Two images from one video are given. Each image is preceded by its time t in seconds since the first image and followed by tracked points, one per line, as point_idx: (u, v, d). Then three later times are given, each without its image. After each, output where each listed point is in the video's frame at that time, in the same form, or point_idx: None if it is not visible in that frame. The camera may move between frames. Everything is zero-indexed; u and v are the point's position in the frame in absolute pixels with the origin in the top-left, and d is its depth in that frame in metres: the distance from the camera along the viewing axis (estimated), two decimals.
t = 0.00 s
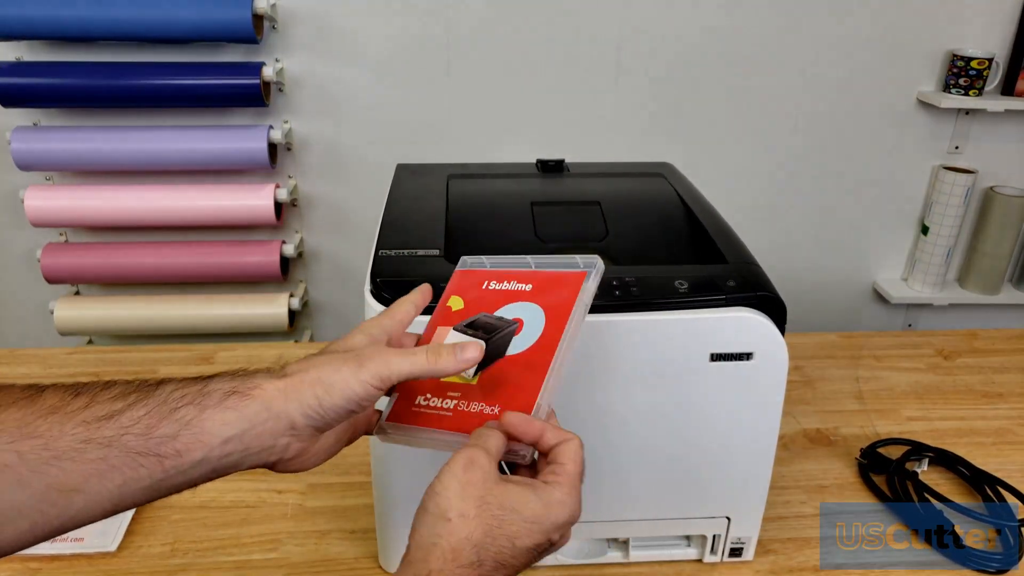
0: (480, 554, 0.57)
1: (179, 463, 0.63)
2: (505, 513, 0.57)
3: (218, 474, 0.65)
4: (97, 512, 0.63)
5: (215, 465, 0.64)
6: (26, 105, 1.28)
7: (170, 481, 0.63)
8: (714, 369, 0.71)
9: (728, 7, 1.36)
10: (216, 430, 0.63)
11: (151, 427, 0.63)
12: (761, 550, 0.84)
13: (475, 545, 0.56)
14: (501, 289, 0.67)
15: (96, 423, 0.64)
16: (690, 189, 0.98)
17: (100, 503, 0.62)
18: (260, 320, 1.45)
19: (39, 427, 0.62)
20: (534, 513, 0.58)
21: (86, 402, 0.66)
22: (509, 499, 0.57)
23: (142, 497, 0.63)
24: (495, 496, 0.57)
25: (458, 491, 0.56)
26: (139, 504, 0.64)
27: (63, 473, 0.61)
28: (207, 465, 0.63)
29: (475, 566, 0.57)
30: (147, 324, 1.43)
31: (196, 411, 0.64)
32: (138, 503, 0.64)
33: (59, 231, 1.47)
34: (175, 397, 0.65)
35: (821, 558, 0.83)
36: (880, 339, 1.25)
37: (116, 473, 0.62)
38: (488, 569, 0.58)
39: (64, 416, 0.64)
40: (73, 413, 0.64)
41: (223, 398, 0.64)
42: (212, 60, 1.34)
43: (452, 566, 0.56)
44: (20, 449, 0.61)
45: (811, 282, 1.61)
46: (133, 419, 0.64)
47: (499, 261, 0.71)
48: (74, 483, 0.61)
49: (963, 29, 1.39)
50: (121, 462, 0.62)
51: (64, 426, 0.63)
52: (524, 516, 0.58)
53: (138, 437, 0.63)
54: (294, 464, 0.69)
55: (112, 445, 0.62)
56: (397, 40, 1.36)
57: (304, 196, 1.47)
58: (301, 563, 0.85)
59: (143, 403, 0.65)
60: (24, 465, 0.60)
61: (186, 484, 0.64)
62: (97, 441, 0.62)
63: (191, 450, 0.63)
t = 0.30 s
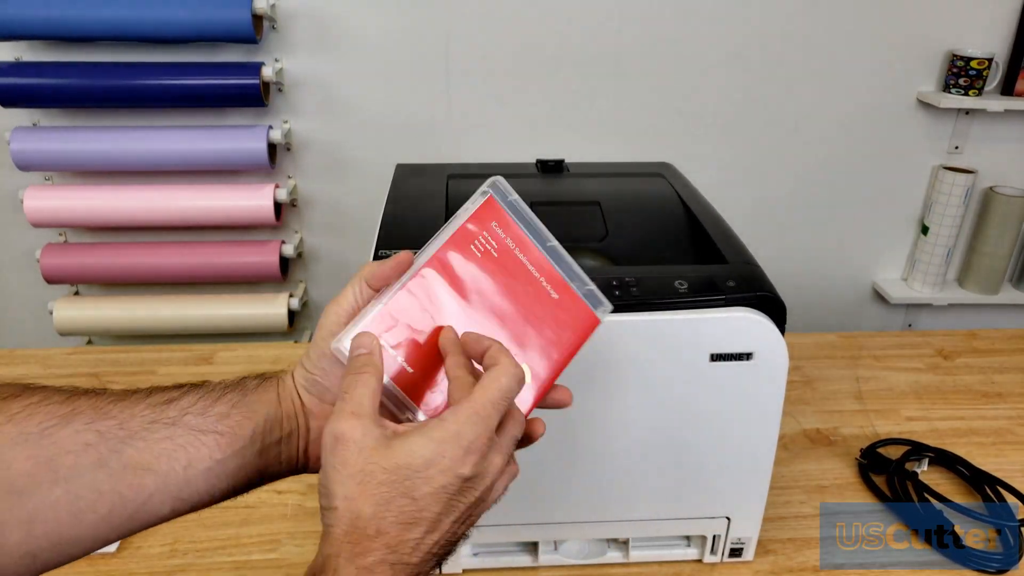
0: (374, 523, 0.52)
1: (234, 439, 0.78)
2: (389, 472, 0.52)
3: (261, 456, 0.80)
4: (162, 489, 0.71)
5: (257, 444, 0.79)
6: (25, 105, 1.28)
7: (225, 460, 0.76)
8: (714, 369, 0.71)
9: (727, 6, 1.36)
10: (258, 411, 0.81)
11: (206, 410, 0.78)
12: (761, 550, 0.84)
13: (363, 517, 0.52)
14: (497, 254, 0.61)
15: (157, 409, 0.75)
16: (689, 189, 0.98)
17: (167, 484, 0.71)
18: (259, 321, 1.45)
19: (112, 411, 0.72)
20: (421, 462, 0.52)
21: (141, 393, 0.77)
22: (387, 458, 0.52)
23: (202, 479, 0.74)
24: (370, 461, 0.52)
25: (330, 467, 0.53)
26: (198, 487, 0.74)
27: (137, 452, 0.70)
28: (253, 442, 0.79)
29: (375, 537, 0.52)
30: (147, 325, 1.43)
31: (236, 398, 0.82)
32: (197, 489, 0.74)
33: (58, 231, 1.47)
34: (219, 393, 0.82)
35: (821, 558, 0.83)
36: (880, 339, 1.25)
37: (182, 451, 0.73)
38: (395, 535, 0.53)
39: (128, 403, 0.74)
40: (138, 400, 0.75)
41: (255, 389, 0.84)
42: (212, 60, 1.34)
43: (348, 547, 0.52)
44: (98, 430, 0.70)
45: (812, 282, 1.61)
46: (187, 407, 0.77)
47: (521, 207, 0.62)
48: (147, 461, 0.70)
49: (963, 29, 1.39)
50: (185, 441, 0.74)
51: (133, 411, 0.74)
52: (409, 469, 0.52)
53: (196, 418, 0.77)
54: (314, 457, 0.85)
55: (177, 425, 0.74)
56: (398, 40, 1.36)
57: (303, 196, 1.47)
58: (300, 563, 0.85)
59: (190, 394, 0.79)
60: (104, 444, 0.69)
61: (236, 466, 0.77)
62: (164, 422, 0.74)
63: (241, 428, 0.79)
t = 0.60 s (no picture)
0: (292, 532, 0.51)
1: (267, 459, 0.75)
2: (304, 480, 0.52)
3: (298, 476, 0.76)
4: (201, 509, 0.70)
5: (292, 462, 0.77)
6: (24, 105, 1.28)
7: (261, 480, 0.73)
8: (714, 369, 0.71)
9: (727, 6, 1.36)
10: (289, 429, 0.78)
11: (238, 432, 0.77)
12: (760, 550, 0.84)
13: (285, 525, 0.52)
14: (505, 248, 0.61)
15: (189, 433, 0.75)
16: (689, 189, 0.98)
17: (206, 505, 0.70)
18: (258, 321, 1.45)
19: (145, 434, 0.73)
20: (329, 467, 0.51)
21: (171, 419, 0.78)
22: (302, 466, 0.52)
23: (240, 499, 0.72)
24: (293, 470, 0.53)
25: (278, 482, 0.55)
26: (236, 508, 0.72)
27: (172, 474, 0.70)
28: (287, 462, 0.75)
29: (293, 547, 0.51)
30: (147, 325, 1.43)
31: (266, 418, 0.79)
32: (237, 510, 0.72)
33: (58, 232, 1.47)
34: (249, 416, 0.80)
35: (821, 558, 0.83)
36: (879, 339, 1.25)
37: (216, 471, 0.72)
38: (312, 545, 0.50)
39: (159, 428, 0.75)
40: (171, 425, 0.76)
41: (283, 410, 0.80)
42: (212, 60, 1.34)
43: (275, 556, 0.52)
44: (132, 453, 0.70)
45: (811, 282, 1.61)
46: (219, 428, 0.77)
47: (532, 209, 0.62)
48: (182, 482, 0.70)
49: (962, 29, 1.39)
50: (219, 461, 0.73)
51: (164, 434, 0.74)
52: (318, 474, 0.51)
53: (228, 439, 0.75)
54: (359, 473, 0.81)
55: (210, 446, 0.74)
56: (398, 41, 1.36)
57: (302, 196, 1.47)
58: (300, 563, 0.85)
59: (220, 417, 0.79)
60: (139, 465, 0.69)
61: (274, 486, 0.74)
62: (196, 444, 0.74)
63: (273, 448, 0.75)
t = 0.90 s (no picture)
0: (377, 524, 0.54)
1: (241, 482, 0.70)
2: (395, 473, 0.54)
3: (272, 489, 0.72)
4: (161, 533, 0.66)
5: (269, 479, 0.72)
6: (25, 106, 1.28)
7: (228, 501, 0.69)
8: (714, 369, 0.71)
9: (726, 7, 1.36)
10: (270, 445, 0.72)
11: (208, 446, 0.70)
12: (760, 551, 0.84)
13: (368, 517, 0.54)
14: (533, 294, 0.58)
15: (154, 446, 0.69)
16: (689, 190, 0.98)
17: (165, 527, 0.66)
18: (257, 322, 1.44)
19: (103, 452, 0.66)
20: (427, 463, 0.54)
21: (142, 425, 0.71)
22: (395, 458, 0.54)
23: (204, 519, 0.68)
24: (380, 459, 0.55)
25: (348, 463, 0.55)
26: (199, 526, 0.69)
27: (131, 496, 0.65)
28: (262, 480, 0.71)
29: (375, 536, 0.54)
30: (146, 325, 1.43)
31: (248, 429, 0.72)
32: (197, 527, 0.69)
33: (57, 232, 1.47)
34: (227, 418, 0.74)
35: (822, 558, 0.83)
36: (879, 339, 1.25)
37: (180, 494, 0.67)
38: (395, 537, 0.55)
39: (121, 440, 0.68)
40: (132, 437, 0.69)
41: (270, 416, 0.73)
42: (211, 60, 1.34)
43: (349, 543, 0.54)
44: (85, 474, 0.65)
45: (811, 282, 1.61)
46: (188, 441, 0.70)
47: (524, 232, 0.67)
48: (142, 506, 0.65)
49: (962, 29, 1.40)
50: (184, 482, 0.67)
51: (125, 450, 0.67)
52: (417, 469, 0.54)
53: (198, 456, 0.69)
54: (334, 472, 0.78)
55: (173, 466, 0.68)
56: (397, 41, 1.36)
57: (302, 196, 1.47)
58: (299, 564, 0.85)
59: (194, 424, 0.72)
60: (92, 489, 0.64)
61: (242, 503, 0.71)
62: (160, 462, 0.67)
63: (249, 467, 0.70)
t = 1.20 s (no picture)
0: (424, 532, 0.56)
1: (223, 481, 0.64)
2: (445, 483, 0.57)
3: (256, 490, 0.66)
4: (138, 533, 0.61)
5: (257, 479, 0.65)
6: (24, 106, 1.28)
7: (210, 500, 0.63)
8: (714, 370, 0.71)
9: (726, 6, 1.36)
10: (254, 444, 0.65)
11: (188, 442, 0.64)
12: (760, 551, 0.84)
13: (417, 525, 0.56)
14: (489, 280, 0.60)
15: (131, 441, 0.63)
16: (689, 190, 0.98)
17: (141, 526, 0.61)
18: (256, 322, 1.44)
19: (77, 447, 0.61)
20: (469, 474, 0.57)
21: (120, 421, 0.65)
22: (447, 471, 0.57)
23: (182, 518, 0.63)
24: (428, 471, 0.56)
25: (400, 471, 0.56)
26: (177, 526, 0.63)
27: (104, 494, 0.60)
28: (243, 482, 0.64)
29: (421, 544, 0.56)
30: (145, 325, 1.43)
31: (232, 425, 0.65)
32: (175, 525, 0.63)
33: (57, 232, 1.47)
34: (208, 414, 0.67)
35: (821, 559, 0.83)
36: (879, 339, 1.25)
37: (157, 492, 0.61)
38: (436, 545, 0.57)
39: (98, 436, 0.63)
40: (109, 433, 0.63)
41: (255, 413, 0.67)
42: (211, 60, 1.34)
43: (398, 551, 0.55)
44: (58, 471, 0.59)
45: (810, 283, 1.61)
46: (169, 435, 0.64)
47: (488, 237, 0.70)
48: (117, 504, 0.60)
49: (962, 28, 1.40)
50: (161, 480, 0.62)
51: (101, 445, 0.62)
52: (461, 481, 0.57)
53: (176, 452, 0.63)
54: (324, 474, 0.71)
55: (151, 463, 0.62)
56: (396, 40, 1.36)
57: (301, 196, 1.47)
58: (299, 564, 0.85)
59: (176, 419, 0.66)
60: (64, 486, 0.59)
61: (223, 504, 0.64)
62: (137, 459, 0.62)
63: (230, 467, 0.64)
